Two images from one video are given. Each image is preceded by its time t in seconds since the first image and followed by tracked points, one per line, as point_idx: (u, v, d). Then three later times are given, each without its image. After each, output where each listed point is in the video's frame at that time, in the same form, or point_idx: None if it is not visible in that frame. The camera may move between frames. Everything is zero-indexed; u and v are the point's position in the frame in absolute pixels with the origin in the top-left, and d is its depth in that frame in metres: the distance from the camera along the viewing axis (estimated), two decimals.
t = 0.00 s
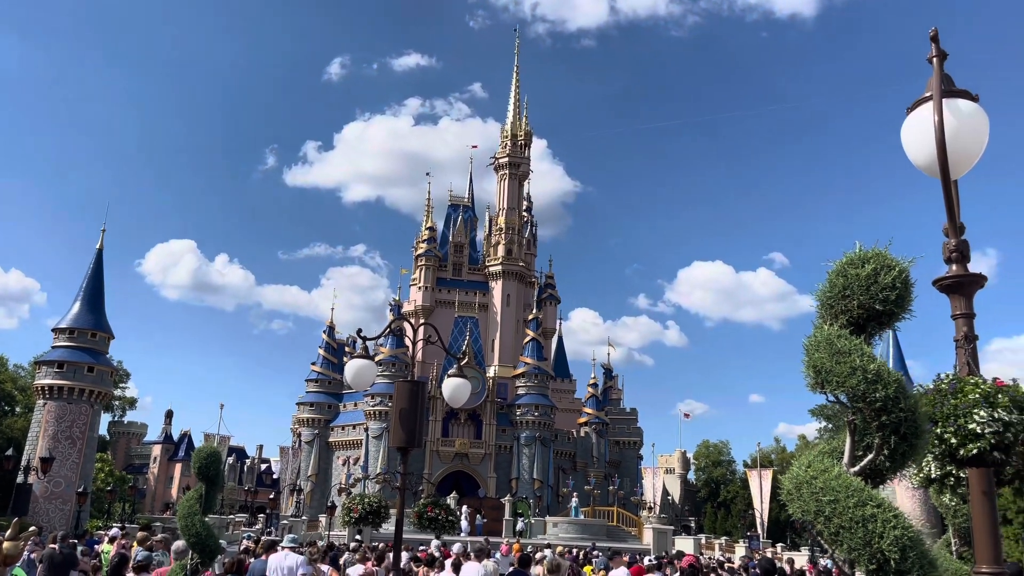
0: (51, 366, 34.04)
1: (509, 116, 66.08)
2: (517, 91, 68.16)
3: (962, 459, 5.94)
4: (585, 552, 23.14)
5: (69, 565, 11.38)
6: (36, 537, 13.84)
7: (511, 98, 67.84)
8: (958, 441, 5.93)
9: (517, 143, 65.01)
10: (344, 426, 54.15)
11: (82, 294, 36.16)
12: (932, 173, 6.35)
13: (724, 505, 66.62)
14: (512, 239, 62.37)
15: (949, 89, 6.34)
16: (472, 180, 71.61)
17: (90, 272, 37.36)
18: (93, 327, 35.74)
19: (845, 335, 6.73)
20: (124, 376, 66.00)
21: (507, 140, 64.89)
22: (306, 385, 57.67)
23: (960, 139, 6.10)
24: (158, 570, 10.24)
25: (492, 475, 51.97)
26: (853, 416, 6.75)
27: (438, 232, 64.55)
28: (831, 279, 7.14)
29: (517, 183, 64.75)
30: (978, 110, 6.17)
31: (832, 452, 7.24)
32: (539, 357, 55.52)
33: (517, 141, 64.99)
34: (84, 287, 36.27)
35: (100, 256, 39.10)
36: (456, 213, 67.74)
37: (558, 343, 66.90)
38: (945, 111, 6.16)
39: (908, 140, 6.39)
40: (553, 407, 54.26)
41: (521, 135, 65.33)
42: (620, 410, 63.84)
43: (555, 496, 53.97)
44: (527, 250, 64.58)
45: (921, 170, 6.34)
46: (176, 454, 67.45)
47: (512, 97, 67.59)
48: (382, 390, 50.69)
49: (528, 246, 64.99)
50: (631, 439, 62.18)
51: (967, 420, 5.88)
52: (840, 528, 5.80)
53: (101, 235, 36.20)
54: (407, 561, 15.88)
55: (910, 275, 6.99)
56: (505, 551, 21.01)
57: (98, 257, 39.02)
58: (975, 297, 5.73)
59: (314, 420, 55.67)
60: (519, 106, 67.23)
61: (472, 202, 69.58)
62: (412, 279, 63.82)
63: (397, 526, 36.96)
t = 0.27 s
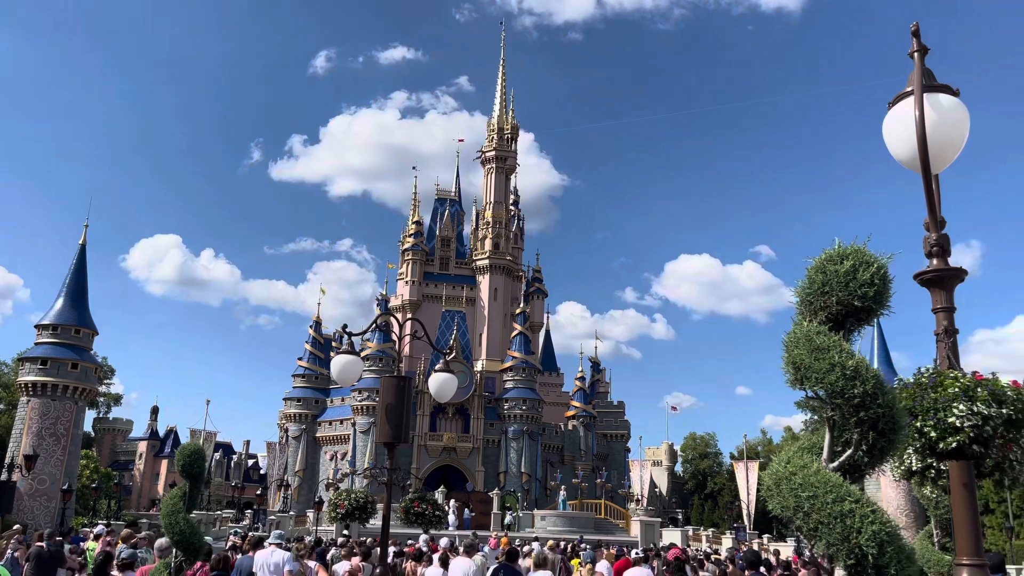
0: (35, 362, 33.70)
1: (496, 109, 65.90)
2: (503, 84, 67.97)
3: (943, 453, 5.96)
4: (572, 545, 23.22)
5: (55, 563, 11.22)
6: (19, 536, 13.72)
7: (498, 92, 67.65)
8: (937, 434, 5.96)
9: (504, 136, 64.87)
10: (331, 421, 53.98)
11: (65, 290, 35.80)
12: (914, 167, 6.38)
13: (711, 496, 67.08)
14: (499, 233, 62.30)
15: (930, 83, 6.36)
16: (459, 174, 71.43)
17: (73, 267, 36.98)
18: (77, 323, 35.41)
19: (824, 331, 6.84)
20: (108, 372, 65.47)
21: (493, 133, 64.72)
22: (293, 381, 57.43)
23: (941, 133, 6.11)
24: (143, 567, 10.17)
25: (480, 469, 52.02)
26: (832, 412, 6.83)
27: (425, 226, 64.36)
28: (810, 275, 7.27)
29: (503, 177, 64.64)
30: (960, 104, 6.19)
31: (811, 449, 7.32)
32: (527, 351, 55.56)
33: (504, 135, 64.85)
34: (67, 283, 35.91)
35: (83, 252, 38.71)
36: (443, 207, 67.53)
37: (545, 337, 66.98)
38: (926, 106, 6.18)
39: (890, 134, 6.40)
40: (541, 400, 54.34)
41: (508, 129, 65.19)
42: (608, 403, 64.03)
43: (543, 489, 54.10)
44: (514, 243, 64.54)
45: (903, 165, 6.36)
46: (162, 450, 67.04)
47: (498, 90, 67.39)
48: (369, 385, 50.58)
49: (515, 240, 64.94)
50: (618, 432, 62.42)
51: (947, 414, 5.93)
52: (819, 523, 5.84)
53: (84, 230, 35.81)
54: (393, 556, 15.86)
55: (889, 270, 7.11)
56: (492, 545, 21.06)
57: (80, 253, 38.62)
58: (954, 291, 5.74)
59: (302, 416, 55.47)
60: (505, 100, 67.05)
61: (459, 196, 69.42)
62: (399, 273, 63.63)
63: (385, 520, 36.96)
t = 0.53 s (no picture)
0: (23, 361, 33.44)
1: (485, 102, 65.69)
2: (492, 77, 67.73)
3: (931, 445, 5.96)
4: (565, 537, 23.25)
5: (47, 563, 11.12)
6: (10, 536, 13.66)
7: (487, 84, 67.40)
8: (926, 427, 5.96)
9: (493, 129, 64.69)
10: (323, 417, 53.87)
11: (52, 288, 35.51)
12: (900, 160, 6.38)
13: (702, 486, 67.44)
14: (489, 226, 62.21)
15: (916, 75, 6.35)
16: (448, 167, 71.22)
17: (60, 265, 36.67)
18: (65, 321, 35.14)
19: (812, 328, 6.84)
20: (97, 370, 65.07)
21: (482, 126, 64.53)
22: (284, 376, 57.24)
23: (927, 126, 6.10)
24: (133, 567, 10.09)
25: (473, 463, 52.06)
26: (820, 409, 6.83)
27: (414, 220, 64.19)
28: (798, 272, 7.28)
29: (493, 170, 64.50)
30: (946, 96, 6.18)
31: (800, 445, 7.33)
32: (519, 344, 55.56)
33: (493, 128, 64.66)
34: (54, 281, 35.62)
35: (70, 249, 38.38)
36: (432, 201, 67.34)
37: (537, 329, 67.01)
38: (913, 98, 6.16)
39: (877, 127, 6.39)
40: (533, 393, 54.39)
41: (497, 121, 64.99)
42: (599, 395, 64.17)
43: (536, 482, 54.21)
44: (504, 237, 64.45)
45: (889, 157, 6.36)
46: (153, 447, 66.76)
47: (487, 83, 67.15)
48: (360, 380, 50.49)
49: (505, 233, 64.85)
50: (610, 424, 62.59)
51: (936, 406, 5.94)
52: (808, 520, 5.85)
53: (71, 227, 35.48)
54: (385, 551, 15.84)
55: (876, 267, 7.15)
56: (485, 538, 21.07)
57: (67, 250, 38.29)
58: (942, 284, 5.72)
59: (293, 411, 55.34)
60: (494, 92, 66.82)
61: (448, 190, 69.24)
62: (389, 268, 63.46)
63: (379, 514, 36.95)
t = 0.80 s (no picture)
0: (20, 363, 33.37)
1: (479, 97, 65.57)
2: (486, 72, 67.59)
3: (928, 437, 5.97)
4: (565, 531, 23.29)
5: (48, 564, 11.10)
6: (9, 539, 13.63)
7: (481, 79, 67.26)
8: (924, 419, 5.97)
9: (488, 124, 64.59)
10: (321, 415, 53.87)
11: (48, 290, 35.42)
12: (895, 152, 6.36)
13: (701, 479, 67.62)
14: (485, 222, 62.16)
15: (910, 67, 6.32)
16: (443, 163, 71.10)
17: (56, 266, 36.56)
18: (61, 322, 35.07)
19: (808, 323, 6.85)
20: (95, 371, 64.97)
21: (477, 122, 64.42)
22: (282, 374, 57.20)
23: (921, 118, 6.08)
24: (134, 568, 10.07)
25: (472, 458, 52.12)
26: (818, 404, 6.83)
27: (410, 217, 64.11)
28: (794, 268, 7.29)
29: (488, 165, 64.43)
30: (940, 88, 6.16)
31: (798, 440, 7.33)
32: (516, 339, 55.56)
33: (488, 123, 64.56)
34: (50, 282, 35.52)
35: (66, 250, 38.28)
36: (428, 197, 67.24)
37: (534, 324, 67.04)
38: (906, 91, 6.15)
39: (871, 119, 6.37)
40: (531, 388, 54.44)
41: (491, 117, 64.87)
42: (597, 389, 64.24)
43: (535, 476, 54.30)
44: (500, 232, 64.41)
45: (883, 149, 6.35)
46: (151, 448, 66.72)
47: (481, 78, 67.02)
48: (358, 377, 50.48)
49: (501, 228, 64.80)
50: (609, 417, 62.67)
51: (932, 398, 5.95)
52: (806, 515, 5.87)
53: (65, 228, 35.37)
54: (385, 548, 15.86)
55: (870, 262, 7.17)
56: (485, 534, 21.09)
57: (63, 252, 38.18)
58: (938, 275, 5.69)
59: (291, 409, 55.33)
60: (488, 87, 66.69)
61: (444, 185, 69.15)
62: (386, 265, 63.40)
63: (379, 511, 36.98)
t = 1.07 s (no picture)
0: (29, 365, 33.55)
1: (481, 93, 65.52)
2: (488, 68, 67.53)
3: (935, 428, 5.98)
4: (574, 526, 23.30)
5: (60, 563, 11.19)
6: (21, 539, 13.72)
7: (483, 75, 67.21)
8: (930, 410, 5.97)
9: (490, 120, 64.55)
10: (329, 413, 54.05)
11: (56, 292, 35.57)
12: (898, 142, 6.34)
13: (709, 472, 67.60)
14: (489, 218, 62.17)
15: (913, 58, 6.30)
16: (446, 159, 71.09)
17: (62, 268, 36.72)
18: (69, 324, 35.24)
19: (813, 317, 6.86)
20: (103, 372, 65.28)
21: (480, 118, 64.38)
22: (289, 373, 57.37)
23: (924, 107, 6.06)
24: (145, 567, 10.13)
25: (480, 454, 52.22)
26: (824, 398, 6.85)
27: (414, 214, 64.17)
28: (798, 261, 7.29)
29: (491, 161, 64.41)
30: (943, 78, 6.14)
31: (805, 434, 7.32)
32: (522, 335, 55.58)
33: (490, 119, 64.52)
34: (57, 284, 35.67)
35: (72, 252, 38.44)
36: (431, 194, 67.26)
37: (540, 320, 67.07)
38: (909, 81, 6.13)
39: (874, 110, 6.35)
40: (537, 383, 54.49)
41: (494, 113, 64.83)
42: (604, 383, 64.25)
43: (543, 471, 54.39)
44: (504, 228, 64.42)
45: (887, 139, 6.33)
46: (161, 448, 67.02)
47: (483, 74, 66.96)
48: (365, 374, 50.61)
49: (505, 224, 64.83)
50: (616, 411, 62.69)
51: (939, 389, 5.95)
52: (813, 509, 5.88)
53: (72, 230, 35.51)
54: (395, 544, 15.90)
55: (875, 255, 7.15)
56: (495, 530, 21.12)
57: (69, 254, 38.34)
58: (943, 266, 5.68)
59: (299, 408, 55.50)
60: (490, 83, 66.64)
61: (447, 182, 69.16)
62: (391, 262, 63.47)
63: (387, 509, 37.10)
